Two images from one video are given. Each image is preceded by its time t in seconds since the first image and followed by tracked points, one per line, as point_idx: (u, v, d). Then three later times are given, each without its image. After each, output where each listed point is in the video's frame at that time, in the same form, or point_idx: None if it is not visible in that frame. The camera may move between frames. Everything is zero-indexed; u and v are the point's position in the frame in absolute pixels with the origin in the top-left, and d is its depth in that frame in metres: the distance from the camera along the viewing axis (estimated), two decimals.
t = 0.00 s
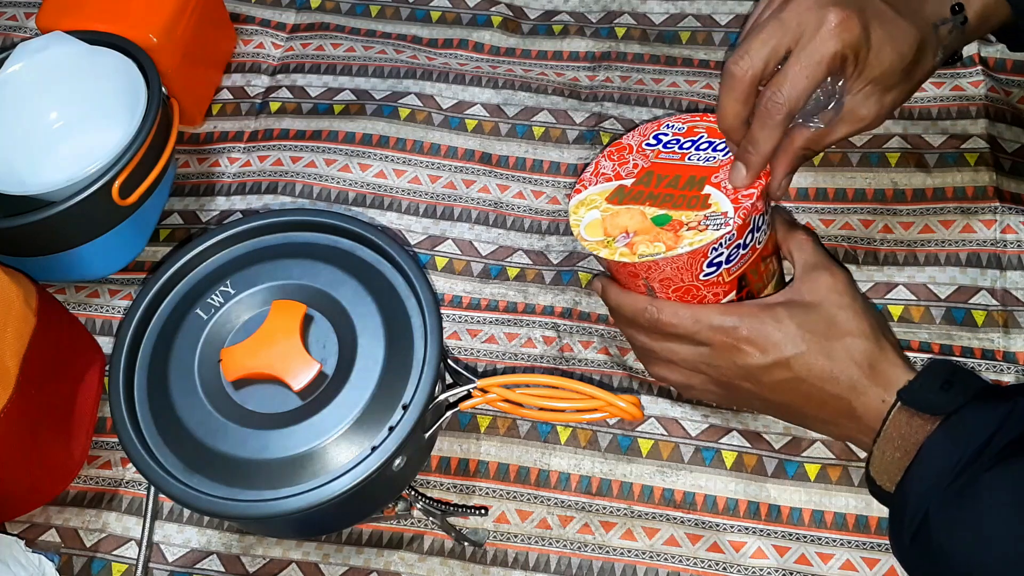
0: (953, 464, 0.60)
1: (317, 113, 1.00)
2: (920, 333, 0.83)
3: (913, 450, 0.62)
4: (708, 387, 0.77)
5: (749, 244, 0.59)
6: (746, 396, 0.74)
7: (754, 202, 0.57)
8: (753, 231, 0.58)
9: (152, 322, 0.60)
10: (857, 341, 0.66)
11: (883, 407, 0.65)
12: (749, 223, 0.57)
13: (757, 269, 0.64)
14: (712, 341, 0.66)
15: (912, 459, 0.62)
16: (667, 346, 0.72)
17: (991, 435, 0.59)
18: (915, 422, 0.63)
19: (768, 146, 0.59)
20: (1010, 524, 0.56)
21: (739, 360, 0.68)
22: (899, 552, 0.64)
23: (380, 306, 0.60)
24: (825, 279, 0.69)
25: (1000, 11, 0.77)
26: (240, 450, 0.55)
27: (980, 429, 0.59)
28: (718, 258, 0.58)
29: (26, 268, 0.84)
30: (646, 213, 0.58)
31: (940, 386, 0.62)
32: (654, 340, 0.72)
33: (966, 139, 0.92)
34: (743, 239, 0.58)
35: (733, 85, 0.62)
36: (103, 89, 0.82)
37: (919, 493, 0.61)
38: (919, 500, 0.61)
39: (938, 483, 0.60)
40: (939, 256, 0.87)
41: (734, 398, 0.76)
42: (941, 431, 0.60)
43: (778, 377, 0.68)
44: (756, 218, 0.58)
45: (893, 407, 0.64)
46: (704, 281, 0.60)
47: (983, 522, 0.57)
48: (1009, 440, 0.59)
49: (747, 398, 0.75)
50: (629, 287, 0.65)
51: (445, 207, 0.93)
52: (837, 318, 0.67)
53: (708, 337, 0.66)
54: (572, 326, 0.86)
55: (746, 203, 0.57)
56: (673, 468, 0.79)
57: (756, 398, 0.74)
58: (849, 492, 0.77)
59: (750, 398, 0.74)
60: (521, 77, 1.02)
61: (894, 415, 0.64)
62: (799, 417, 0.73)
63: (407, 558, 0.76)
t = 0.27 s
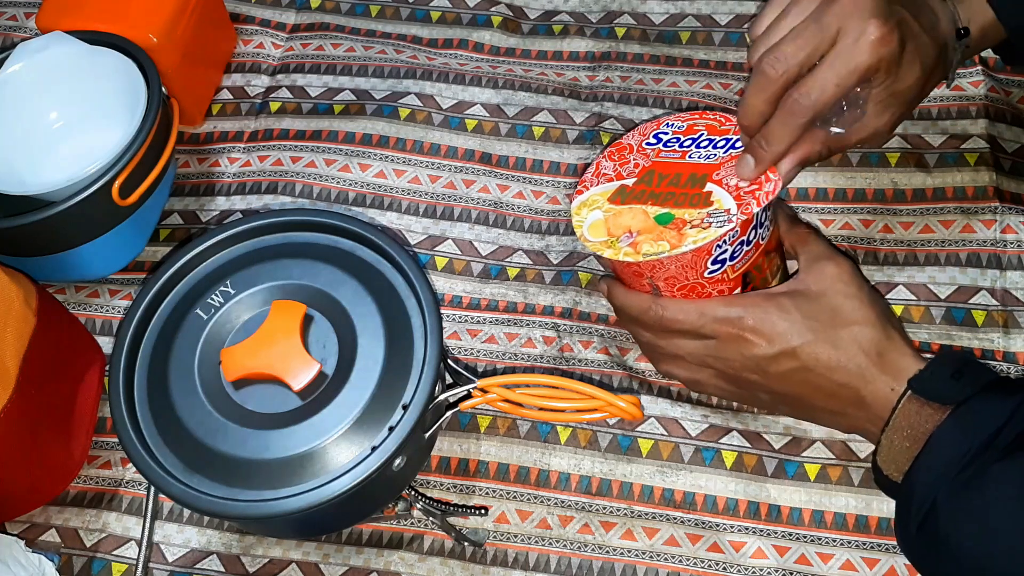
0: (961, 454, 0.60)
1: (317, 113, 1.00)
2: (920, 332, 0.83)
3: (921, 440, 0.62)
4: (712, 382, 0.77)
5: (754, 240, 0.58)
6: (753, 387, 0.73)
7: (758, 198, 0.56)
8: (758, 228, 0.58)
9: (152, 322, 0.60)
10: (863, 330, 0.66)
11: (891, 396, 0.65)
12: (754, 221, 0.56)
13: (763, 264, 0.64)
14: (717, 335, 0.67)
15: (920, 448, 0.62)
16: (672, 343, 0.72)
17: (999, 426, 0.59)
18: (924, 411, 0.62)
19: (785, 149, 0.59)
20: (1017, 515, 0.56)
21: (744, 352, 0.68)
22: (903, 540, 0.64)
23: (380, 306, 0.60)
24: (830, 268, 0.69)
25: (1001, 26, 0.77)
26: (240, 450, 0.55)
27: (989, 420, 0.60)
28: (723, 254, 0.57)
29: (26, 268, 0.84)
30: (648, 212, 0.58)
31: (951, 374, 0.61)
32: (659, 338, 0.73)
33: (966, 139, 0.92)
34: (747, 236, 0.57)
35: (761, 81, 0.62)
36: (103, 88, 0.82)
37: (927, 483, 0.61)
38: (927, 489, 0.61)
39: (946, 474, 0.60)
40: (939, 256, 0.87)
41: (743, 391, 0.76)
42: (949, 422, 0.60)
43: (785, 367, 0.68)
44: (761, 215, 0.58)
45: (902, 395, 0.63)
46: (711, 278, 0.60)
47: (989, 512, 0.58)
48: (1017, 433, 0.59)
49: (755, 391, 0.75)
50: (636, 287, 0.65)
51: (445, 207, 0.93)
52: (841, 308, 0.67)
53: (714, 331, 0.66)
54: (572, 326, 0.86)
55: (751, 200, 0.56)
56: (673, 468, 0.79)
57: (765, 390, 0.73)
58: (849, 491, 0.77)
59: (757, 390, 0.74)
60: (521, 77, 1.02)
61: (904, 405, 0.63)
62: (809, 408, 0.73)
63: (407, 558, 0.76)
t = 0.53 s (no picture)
0: (961, 448, 0.60)
1: (318, 113, 1.00)
2: (920, 333, 0.83)
3: (920, 435, 0.62)
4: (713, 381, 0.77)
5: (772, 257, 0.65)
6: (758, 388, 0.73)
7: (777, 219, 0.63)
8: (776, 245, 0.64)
9: (152, 322, 0.60)
10: (867, 329, 0.68)
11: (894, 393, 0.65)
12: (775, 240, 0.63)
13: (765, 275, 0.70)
14: (725, 337, 0.68)
15: (920, 443, 0.62)
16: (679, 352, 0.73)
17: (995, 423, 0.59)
18: (924, 407, 0.62)
19: (783, 181, 0.61)
20: (1015, 509, 0.57)
21: (750, 353, 0.69)
22: (903, 535, 0.64)
23: (380, 306, 0.60)
24: (832, 273, 0.72)
25: None
26: (240, 450, 0.55)
27: (986, 416, 0.60)
28: (746, 273, 0.63)
29: (26, 268, 0.84)
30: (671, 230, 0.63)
31: (950, 372, 0.62)
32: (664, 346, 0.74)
33: (966, 139, 0.92)
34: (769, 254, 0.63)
35: (752, 122, 0.63)
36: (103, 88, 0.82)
37: (926, 477, 0.61)
38: (926, 484, 0.61)
39: (943, 470, 0.60)
40: (939, 256, 0.87)
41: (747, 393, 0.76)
42: (949, 416, 0.60)
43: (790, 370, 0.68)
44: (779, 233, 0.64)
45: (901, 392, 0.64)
46: (729, 292, 0.66)
47: (987, 507, 0.58)
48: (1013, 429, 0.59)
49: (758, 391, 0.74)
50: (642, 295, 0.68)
51: (445, 207, 0.93)
52: (844, 308, 0.69)
53: (721, 335, 0.68)
54: (572, 326, 0.86)
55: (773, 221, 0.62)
56: (673, 468, 0.79)
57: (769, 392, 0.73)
58: (849, 491, 0.77)
59: (760, 391, 0.74)
60: (521, 77, 1.02)
61: (904, 401, 0.63)
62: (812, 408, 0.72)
63: (407, 558, 0.76)
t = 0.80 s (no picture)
0: (955, 453, 0.60)
1: (318, 113, 1.00)
2: (919, 333, 0.83)
3: (915, 442, 0.62)
4: (713, 381, 0.77)
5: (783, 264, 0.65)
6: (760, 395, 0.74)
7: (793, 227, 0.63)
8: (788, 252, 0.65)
9: (153, 322, 0.60)
10: (871, 340, 0.70)
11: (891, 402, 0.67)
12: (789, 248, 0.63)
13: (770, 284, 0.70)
14: (734, 344, 0.69)
15: (914, 450, 0.62)
16: (684, 356, 0.75)
17: (989, 428, 0.59)
18: (918, 414, 0.63)
19: (763, 184, 0.63)
20: (1010, 513, 0.56)
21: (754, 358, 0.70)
22: (899, 541, 0.64)
23: (380, 306, 0.60)
24: (837, 284, 0.74)
25: None
26: (240, 450, 0.55)
27: (979, 422, 0.60)
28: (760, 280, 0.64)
29: (26, 268, 0.84)
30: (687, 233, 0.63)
31: (943, 382, 0.63)
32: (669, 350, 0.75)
33: (966, 139, 0.92)
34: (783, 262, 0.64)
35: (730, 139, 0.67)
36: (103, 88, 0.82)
37: (921, 483, 0.61)
38: (921, 489, 0.61)
39: (938, 475, 0.60)
40: (939, 256, 0.87)
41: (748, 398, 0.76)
42: (942, 422, 0.61)
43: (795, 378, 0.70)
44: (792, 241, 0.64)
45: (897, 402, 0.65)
46: (740, 298, 0.66)
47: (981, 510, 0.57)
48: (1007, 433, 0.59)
49: (760, 397, 0.75)
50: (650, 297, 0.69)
51: (445, 207, 0.93)
52: (849, 319, 0.71)
53: (730, 342, 0.69)
54: (572, 326, 0.86)
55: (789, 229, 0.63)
56: (673, 468, 0.79)
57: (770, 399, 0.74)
58: (849, 492, 0.77)
59: (762, 397, 0.75)
60: (521, 77, 1.02)
61: (899, 409, 0.64)
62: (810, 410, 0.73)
63: (407, 558, 0.76)
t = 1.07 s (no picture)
0: (953, 453, 0.60)
1: (318, 113, 1.00)
2: (919, 333, 0.83)
3: (913, 443, 0.63)
4: (713, 381, 0.77)
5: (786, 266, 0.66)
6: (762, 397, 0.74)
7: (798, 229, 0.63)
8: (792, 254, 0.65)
9: (153, 322, 0.60)
10: (872, 344, 0.70)
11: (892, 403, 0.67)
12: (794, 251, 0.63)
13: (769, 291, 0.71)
14: (737, 347, 0.70)
15: (913, 451, 0.62)
16: (688, 358, 0.75)
17: (988, 429, 0.59)
18: (916, 416, 0.63)
19: (752, 181, 0.63)
20: (1006, 513, 0.56)
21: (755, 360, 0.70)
22: (900, 542, 0.65)
23: (380, 306, 0.60)
24: (838, 288, 0.75)
25: None
26: (240, 450, 0.55)
27: (977, 422, 0.60)
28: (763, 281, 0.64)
29: (26, 268, 0.84)
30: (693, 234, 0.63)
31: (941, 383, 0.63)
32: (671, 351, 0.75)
33: (966, 139, 0.92)
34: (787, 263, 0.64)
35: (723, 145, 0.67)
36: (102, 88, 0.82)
37: (920, 483, 0.61)
38: (919, 489, 0.61)
39: (937, 475, 0.60)
40: (939, 256, 0.87)
41: (748, 399, 0.76)
42: (941, 423, 0.61)
43: (797, 381, 0.70)
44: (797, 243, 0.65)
45: (896, 404, 0.65)
46: (744, 298, 0.67)
47: (979, 510, 0.57)
48: (1006, 434, 0.59)
49: (761, 399, 0.75)
50: (654, 297, 0.69)
51: (445, 207, 0.93)
52: (850, 323, 0.72)
53: (733, 344, 0.70)
54: (572, 326, 0.86)
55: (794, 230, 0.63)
56: (673, 468, 0.79)
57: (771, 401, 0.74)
58: (849, 492, 0.77)
59: (762, 398, 0.75)
60: (521, 77, 1.02)
61: (897, 410, 0.64)
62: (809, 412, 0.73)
63: (407, 558, 0.76)
